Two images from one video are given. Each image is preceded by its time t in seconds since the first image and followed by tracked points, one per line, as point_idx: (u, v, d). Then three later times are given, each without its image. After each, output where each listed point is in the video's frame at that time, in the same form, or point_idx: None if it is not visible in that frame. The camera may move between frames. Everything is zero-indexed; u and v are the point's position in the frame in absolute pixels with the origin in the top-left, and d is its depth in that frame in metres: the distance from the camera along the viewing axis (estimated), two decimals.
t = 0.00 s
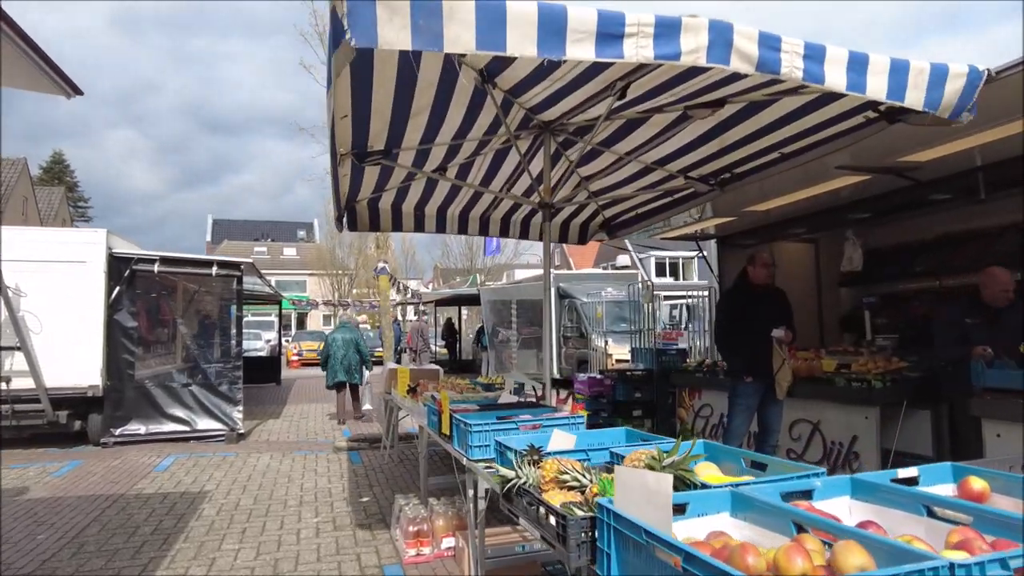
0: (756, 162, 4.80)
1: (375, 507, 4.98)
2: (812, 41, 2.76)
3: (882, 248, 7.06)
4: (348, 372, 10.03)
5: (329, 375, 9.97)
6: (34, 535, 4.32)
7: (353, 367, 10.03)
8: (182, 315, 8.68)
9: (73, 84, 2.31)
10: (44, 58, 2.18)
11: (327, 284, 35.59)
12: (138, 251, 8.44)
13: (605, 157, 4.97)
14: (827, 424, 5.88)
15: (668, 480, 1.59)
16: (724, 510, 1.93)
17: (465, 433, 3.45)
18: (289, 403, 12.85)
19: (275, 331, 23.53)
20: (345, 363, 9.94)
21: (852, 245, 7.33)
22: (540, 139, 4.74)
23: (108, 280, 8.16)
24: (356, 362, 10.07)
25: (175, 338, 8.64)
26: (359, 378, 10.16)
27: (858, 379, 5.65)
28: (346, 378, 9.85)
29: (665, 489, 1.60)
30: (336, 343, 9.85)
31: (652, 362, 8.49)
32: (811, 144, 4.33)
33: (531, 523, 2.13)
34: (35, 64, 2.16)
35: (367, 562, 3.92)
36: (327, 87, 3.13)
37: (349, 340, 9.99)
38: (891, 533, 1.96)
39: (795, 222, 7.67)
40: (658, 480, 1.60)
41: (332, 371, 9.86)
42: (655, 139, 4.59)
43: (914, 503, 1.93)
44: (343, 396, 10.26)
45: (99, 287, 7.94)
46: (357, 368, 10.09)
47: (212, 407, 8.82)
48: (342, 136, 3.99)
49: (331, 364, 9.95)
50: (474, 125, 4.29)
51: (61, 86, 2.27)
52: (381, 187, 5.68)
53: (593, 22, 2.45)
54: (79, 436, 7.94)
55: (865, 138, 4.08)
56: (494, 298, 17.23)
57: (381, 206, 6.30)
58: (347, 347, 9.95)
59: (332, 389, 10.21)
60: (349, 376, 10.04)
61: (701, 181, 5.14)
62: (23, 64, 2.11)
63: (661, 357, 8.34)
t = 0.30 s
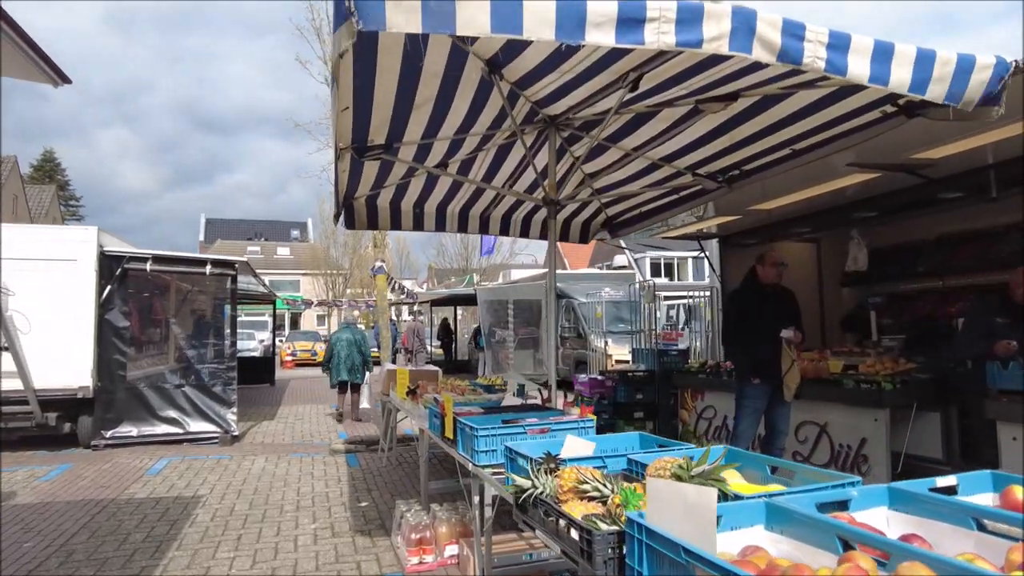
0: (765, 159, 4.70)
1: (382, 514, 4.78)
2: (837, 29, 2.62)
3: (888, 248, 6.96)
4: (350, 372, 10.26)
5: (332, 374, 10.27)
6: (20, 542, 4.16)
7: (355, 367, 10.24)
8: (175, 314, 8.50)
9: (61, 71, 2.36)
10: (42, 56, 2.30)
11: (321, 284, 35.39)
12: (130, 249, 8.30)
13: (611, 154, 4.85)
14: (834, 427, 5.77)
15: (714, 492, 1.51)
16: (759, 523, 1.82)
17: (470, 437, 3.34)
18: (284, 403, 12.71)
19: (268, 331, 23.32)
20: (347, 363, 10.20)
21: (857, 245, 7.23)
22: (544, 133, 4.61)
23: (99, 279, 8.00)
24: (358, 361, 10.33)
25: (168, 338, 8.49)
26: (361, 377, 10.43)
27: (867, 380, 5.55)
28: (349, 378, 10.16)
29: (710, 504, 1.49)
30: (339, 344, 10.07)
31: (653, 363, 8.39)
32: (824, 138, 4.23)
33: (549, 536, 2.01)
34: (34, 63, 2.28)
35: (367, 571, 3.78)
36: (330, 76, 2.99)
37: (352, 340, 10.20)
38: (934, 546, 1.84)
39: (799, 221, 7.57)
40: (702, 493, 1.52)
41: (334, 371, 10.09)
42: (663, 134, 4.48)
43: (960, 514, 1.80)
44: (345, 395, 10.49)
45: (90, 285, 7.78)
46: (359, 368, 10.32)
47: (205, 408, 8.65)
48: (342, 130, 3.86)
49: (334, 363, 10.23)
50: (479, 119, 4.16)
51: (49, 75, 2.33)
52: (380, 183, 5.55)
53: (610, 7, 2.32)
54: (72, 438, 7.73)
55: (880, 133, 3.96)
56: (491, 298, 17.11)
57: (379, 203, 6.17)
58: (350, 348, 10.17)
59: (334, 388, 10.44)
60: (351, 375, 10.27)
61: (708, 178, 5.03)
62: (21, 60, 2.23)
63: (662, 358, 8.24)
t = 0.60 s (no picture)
0: (777, 156, 4.60)
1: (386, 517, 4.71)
2: (869, 19, 2.50)
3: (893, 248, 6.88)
4: (351, 372, 10.42)
5: (334, 374, 10.43)
6: (6, 551, 4.00)
7: (356, 368, 10.39)
8: (167, 314, 8.34)
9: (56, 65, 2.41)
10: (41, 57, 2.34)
11: (313, 284, 35.18)
12: (120, 247, 8.09)
13: (620, 151, 4.74)
14: (842, 429, 5.69)
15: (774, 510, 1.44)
16: (805, 538, 1.72)
17: (480, 443, 3.23)
18: (277, 404, 12.54)
19: (260, 331, 23.09)
20: (348, 363, 10.34)
21: (862, 245, 7.10)
22: (552, 128, 4.50)
23: (89, 278, 7.81)
24: (359, 361, 10.47)
25: (159, 338, 8.29)
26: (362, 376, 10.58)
27: (877, 383, 5.47)
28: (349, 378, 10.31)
29: (773, 525, 1.41)
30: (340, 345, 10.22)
31: (655, 364, 8.29)
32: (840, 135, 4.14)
33: (576, 550, 1.90)
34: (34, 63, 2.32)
35: None
36: (335, 64, 2.87)
37: (352, 341, 10.34)
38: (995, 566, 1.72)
39: (803, 221, 7.48)
40: (762, 511, 1.45)
41: (335, 371, 10.26)
42: (674, 130, 4.37)
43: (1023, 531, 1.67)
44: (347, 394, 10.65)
45: (79, 284, 7.59)
46: (360, 368, 10.49)
47: (198, 410, 8.47)
48: (344, 123, 3.74)
49: (335, 363, 10.38)
50: (486, 112, 4.04)
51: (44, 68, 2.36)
52: (381, 180, 5.41)
53: None
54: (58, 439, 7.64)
55: (900, 129, 3.86)
56: (486, 298, 16.99)
57: (379, 201, 6.03)
58: (350, 348, 10.32)
59: (335, 388, 10.60)
60: (352, 375, 10.43)
61: (718, 176, 4.92)
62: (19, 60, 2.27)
63: (664, 359, 8.14)
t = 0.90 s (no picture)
0: (786, 152, 4.50)
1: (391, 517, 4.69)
2: (900, 6, 2.38)
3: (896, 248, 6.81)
4: (343, 371, 10.28)
5: (325, 373, 10.28)
6: None
7: (348, 367, 10.26)
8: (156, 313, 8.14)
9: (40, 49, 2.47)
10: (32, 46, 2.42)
11: (304, 284, 34.94)
12: (108, 244, 7.90)
13: (626, 147, 4.62)
14: (847, 433, 5.55)
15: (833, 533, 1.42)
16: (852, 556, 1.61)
17: (486, 448, 3.11)
18: (269, 405, 12.36)
19: (250, 331, 22.84)
20: (340, 362, 10.21)
21: (865, 245, 7.01)
22: (557, 122, 4.37)
23: (77, 276, 7.62)
24: (350, 359, 10.36)
25: (148, 338, 8.10)
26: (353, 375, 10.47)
27: (884, 385, 5.33)
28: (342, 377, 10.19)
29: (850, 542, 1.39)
30: (331, 344, 10.08)
31: (655, 365, 8.18)
32: (853, 132, 4.05)
33: (600, 567, 1.85)
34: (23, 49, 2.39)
35: None
36: (337, 51, 2.74)
37: (343, 340, 10.21)
38: None
39: (805, 221, 7.41)
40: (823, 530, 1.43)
41: (326, 370, 10.13)
42: (683, 125, 4.25)
43: None
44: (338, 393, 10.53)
45: (66, 281, 7.40)
46: (352, 367, 10.36)
47: (188, 412, 8.28)
48: (344, 114, 3.61)
49: (327, 362, 10.23)
50: (491, 105, 3.92)
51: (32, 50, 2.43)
52: (378, 175, 5.27)
53: None
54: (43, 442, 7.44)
55: (916, 126, 3.77)
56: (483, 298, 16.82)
57: (375, 197, 5.88)
58: (342, 348, 10.18)
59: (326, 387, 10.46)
60: (344, 375, 10.30)
61: (725, 173, 4.81)
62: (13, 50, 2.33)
63: (663, 360, 8.05)
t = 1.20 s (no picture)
0: (795, 149, 4.39)
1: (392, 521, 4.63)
2: None
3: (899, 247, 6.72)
4: (337, 372, 10.14)
5: (318, 374, 10.15)
6: None
7: (342, 369, 10.11)
8: (145, 312, 7.97)
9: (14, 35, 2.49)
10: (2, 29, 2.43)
11: (295, 283, 34.71)
12: (95, 241, 7.69)
13: (631, 142, 4.50)
14: (854, 434, 5.44)
15: (912, 564, 1.37)
16: None
17: (491, 454, 2.99)
18: (260, 407, 12.18)
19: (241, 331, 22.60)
20: (334, 363, 10.06)
21: (867, 244, 6.86)
22: (561, 115, 4.23)
23: (62, 274, 7.42)
24: (345, 361, 10.22)
25: (136, 338, 7.92)
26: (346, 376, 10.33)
27: (893, 386, 5.21)
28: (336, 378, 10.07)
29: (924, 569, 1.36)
30: (327, 345, 9.92)
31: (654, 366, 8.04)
32: (867, 126, 3.94)
33: None
34: None
35: None
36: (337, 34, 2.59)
37: (339, 341, 10.05)
38: None
39: (807, 220, 7.31)
40: (896, 563, 1.39)
41: (320, 371, 9.98)
42: (691, 119, 4.13)
43: None
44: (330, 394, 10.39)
45: (52, 280, 7.21)
46: (346, 369, 10.22)
47: (178, 415, 8.09)
48: (343, 103, 3.47)
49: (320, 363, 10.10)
50: (495, 95, 3.78)
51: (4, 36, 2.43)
52: (375, 171, 5.12)
53: None
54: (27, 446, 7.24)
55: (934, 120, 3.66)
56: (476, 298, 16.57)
57: (371, 194, 5.73)
58: (337, 349, 10.03)
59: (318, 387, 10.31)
60: (338, 376, 10.15)
61: (732, 169, 4.69)
62: None
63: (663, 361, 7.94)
